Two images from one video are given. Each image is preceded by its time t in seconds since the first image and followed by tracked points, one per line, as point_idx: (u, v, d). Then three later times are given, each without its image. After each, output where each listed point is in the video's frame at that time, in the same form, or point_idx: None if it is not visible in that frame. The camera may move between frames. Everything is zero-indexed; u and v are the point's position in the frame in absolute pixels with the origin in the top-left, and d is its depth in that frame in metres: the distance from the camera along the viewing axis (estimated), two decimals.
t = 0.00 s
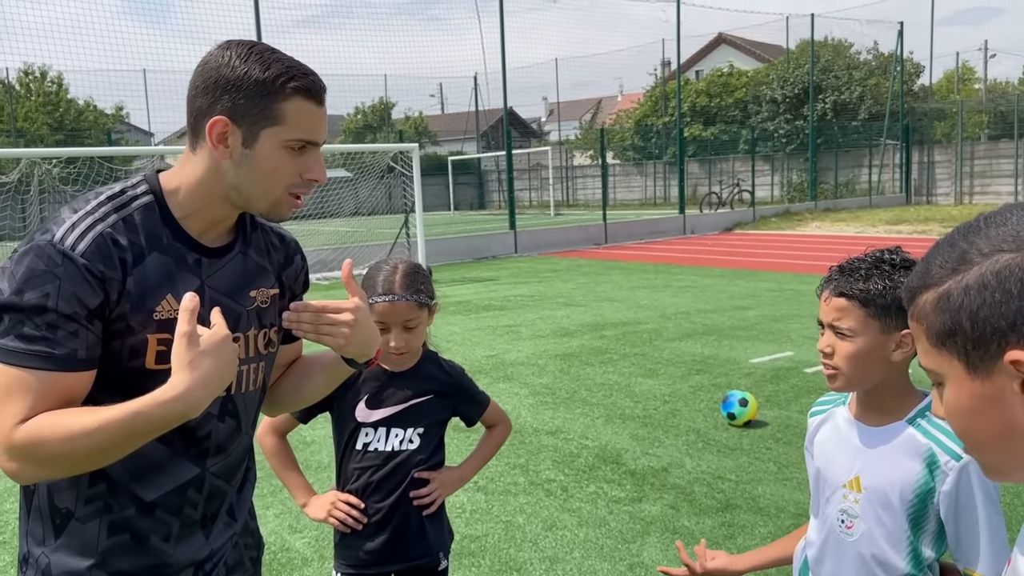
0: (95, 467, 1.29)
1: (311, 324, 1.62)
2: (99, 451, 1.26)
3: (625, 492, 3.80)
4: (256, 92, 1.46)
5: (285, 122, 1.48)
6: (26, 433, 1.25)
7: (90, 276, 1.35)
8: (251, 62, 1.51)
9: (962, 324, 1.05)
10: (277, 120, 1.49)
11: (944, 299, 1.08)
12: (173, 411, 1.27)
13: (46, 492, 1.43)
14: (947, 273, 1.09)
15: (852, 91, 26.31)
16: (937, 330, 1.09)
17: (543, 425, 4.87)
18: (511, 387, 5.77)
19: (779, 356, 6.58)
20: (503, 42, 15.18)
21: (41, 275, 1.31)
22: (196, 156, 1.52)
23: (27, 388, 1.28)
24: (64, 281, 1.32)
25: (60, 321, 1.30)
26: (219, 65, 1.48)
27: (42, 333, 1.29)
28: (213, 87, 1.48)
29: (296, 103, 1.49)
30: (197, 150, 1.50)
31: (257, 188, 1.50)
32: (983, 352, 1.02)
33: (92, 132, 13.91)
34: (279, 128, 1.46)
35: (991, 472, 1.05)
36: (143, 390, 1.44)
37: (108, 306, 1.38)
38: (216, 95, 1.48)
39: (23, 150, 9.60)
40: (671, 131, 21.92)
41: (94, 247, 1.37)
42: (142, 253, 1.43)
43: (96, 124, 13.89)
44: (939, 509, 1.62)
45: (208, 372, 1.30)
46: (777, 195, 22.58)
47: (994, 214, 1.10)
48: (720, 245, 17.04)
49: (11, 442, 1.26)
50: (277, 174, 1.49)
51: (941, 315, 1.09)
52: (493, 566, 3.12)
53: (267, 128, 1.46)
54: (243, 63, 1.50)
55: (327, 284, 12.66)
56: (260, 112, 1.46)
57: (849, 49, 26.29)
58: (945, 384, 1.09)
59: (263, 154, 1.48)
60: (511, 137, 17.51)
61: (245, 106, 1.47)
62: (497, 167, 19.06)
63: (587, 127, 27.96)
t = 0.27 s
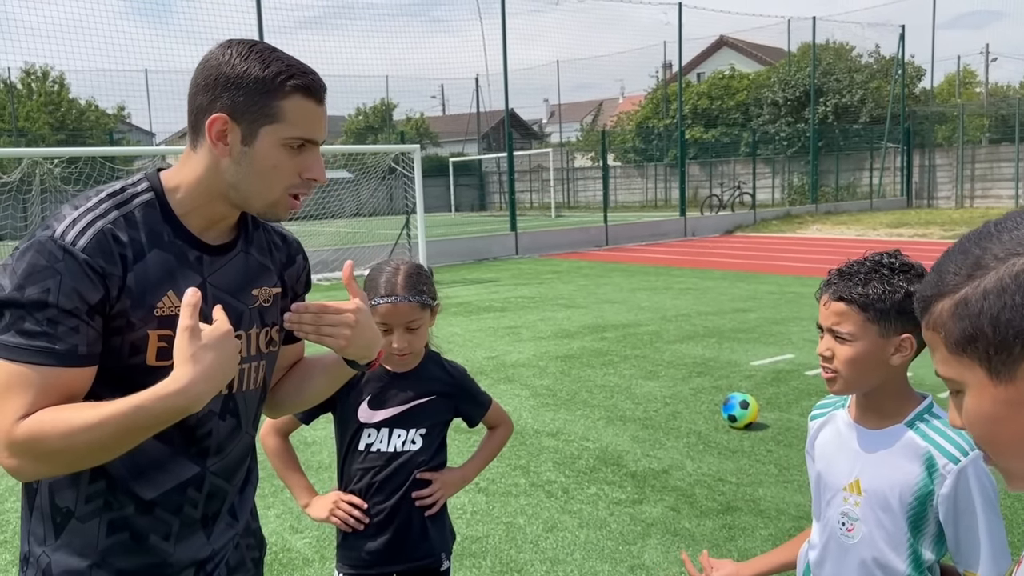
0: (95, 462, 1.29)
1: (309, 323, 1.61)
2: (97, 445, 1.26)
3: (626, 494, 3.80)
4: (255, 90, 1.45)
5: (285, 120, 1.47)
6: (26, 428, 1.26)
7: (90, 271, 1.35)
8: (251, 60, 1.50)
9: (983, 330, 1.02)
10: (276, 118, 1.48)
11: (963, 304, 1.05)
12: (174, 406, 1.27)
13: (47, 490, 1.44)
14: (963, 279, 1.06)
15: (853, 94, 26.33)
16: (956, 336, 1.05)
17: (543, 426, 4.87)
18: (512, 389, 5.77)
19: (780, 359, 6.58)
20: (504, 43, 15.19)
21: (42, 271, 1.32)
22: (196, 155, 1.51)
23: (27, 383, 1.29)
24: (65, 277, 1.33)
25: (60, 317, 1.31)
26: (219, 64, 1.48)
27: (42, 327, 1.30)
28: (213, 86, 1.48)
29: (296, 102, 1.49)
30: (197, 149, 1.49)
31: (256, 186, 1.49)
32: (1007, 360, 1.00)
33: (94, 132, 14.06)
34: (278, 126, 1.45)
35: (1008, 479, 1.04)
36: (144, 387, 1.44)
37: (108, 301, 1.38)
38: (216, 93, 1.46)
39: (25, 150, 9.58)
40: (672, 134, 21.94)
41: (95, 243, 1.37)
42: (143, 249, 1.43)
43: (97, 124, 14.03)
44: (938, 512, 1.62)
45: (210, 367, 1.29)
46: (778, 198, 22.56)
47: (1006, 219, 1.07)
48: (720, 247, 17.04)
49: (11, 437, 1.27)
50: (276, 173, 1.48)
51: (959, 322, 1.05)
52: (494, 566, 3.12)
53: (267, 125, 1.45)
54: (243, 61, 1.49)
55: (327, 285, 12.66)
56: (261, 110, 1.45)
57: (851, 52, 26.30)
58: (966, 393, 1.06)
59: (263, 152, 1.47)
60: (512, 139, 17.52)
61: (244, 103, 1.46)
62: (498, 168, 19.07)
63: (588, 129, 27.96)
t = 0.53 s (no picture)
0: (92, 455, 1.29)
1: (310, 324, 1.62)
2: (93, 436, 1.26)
3: (619, 494, 3.81)
4: (250, 83, 1.46)
5: (281, 113, 1.48)
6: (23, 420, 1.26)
7: (87, 264, 1.35)
8: (247, 55, 1.50)
9: (989, 325, 1.02)
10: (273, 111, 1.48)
11: (969, 300, 1.05)
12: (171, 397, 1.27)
13: (47, 487, 1.44)
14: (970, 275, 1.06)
15: (843, 97, 26.45)
16: (962, 331, 1.05)
17: (537, 427, 4.88)
18: (505, 389, 5.78)
19: (772, 360, 6.61)
20: (497, 44, 15.20)
21: (39, 264, 1.32)
22: (192, 150, 1.51)
23: (25, 376, 1.29)
24: (61, 269, 1.33)
25: (57, 310, 1.31)
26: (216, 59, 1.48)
27: (40, 320, 1.30)
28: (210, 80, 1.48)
29: (292, 96, 1.49)
30: (196, 144, 1.49)
31: (252, 180, 1.49)
32: (1010, 355, 1.00)
33: (83, 131, 14.03)
34: (274, 120, 1.45)
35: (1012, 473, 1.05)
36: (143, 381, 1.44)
37: (106, 294, 1.38)
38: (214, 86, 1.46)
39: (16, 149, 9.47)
40: (663, 135, 22.02)
41: (92, 236, 1.37)
42: (140, 244, 1.43)
43: (88, 123, 14.04)
44: (930, 509, 1.64)
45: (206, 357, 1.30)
46: (769, 200, 22.57)
47: (1012, 219, 1.08)
48: (711, 249, 17.09)
49: (9, 429, 1.27)
50: (272, 167, 1.48)
51: (964, 317, 1.06)
52: (487, 567, 3.12)
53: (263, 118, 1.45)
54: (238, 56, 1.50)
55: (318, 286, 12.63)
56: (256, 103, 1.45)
57: (841, 55, 26.42)
58: (969, 387, 1.06)
59: (258, 146, 1.47)
60: (505, 140, 17.52)
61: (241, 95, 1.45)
62: (490, 169, 19.06)
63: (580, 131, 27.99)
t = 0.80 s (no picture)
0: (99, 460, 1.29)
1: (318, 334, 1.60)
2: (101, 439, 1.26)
3: (605, 496, 3.83)
4: (267, 103, 1.45)
5: (294, 134, 1.47)
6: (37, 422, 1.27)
7: (95, 270, 1.35)
8: (264, 74, 1.48)
9: (999, 339, 1.05)
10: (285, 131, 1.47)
11: (979, 313, 1.08)
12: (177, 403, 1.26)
13: (52, 492, 1.43)
14: (979, 290, 1.09)
15: (822, 99, 26.70)
16: (971, 345, 1.08)
17: (522, 429, 4.89)
18: (490, 391, 5.78)
19: (754, 361, 6.67)
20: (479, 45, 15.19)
21: (47, 269, 1.32)
22: (202, 161, 1.51)
23: (35, 382, 1.29)
24: (69, 275, 1.32)
25: (65, 315, 1.30)
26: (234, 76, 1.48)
27: (49, 325, 1.30)
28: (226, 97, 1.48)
29: (305, 116, 1.47)
30: (205, 154, 1.49)
31: (258, 196, 1.48)
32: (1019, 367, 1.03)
33: (61, 130, 13.77)
34: (285, 140, 1.44)
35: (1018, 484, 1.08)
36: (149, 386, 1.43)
37: (114, 300, 1.38)
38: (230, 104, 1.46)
39: None
40: (644, 137, 22.12)
41: (100, 242, 1.37)
42: (147, 249, 1.43)
43: (65, 122, 13.77)
44: (923, 512, 1.66)
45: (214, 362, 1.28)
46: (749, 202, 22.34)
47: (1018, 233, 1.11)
48: (692, 250, 17.19)
49: (19, 433, 1.27)
50: (280, 183, 1.48)
51: (975, 331, 1.08)
52: (476, 569, 3.13)
53: (274, 137, 1.44)
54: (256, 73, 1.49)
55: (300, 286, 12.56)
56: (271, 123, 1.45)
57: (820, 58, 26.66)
58: (980, 399, 1.09)
59: (267, 163, 1.46)
60: (487, 140, 17.51)
61: (258, 115, 1.45)
62: (471, 170, 19.04)
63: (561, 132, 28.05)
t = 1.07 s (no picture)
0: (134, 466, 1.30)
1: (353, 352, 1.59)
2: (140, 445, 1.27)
3: (591, 493, 3.87)
4: (286, 114, 1.45)
5: (313, 144, 1.47)
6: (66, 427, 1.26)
7: (121, 275, 1.35)
8: (286, 83, 1.48)
9: (1015, 340, 1.10)
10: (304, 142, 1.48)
11: (993, 315, 1.13)
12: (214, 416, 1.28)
13: (71, 493, 1.42)
14: (995, 293, 1.14)
15: (793, 101, 27.05)
16: (986, 345, 1.14)
17: (505, 427, 4.91)
18: (472, 390, 5.80)
19: (732, 359, 6.76)
20: (456, 44, 15.18)
21: (74, 275, 1.32)
22: (221, 166, 1.51)
23: (62, 388, 1.28)
24: (97, 280, 1.33)
25: (93, 320, 1.30)
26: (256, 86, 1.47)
27: (76, 330, 1.29)
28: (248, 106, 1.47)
29: (326, 130, 1.48)
30: (223, 160, 1.49)
31: (277, 205, 1.49)
32: None
33: (29, 127, 13.47)
34: (307, 152, 1.45)
35: None
36: (170, 387, 1.45)
37: (139, 304, 1.39)
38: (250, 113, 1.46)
39: None
40: (619, 137, 22.25)
41: (125, 247, 1.38)
42: (169, 253, 1.44)
43: (33, 119, 13.52)
44: (916, 505, 1.72)
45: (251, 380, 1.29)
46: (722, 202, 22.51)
47: None
48: (667, 249, 17.34)
49: (48, 438, 1.27)
50: (298, 193, 1.49)
51: (991, 332, 1.13)
52: (465, 567, 3.15)
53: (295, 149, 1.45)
54: (276, 81, 1.49)
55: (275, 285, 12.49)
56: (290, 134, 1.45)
57: (791, 60, 27.00)
58: (994, 398, 1.14)
59: (285, 173, 1.47)
60: (464, 139, 17.50)
61: (279, 125, 1.45)
62: (447, 169, 19.00)
63: (536, 131, 28.13)
